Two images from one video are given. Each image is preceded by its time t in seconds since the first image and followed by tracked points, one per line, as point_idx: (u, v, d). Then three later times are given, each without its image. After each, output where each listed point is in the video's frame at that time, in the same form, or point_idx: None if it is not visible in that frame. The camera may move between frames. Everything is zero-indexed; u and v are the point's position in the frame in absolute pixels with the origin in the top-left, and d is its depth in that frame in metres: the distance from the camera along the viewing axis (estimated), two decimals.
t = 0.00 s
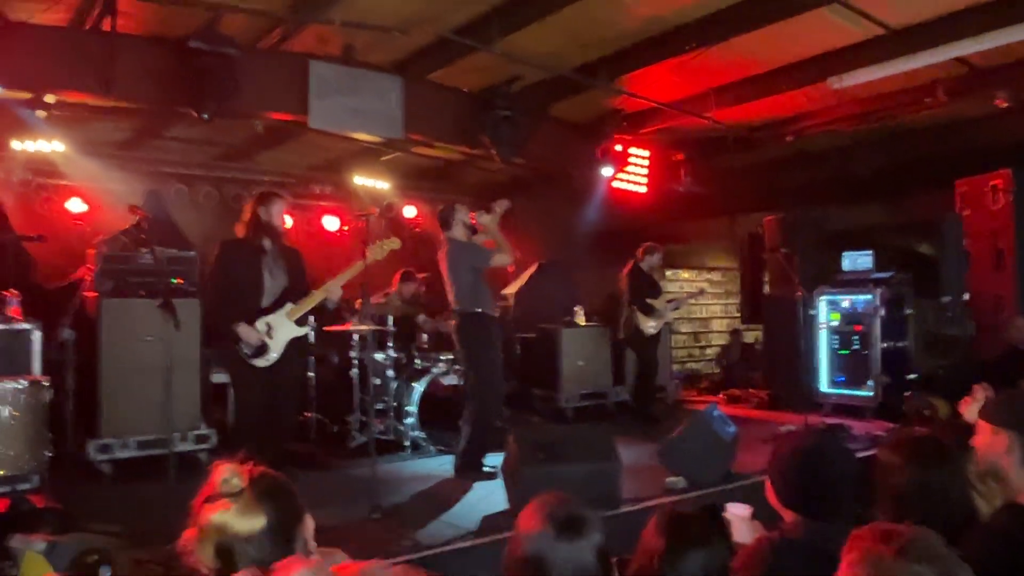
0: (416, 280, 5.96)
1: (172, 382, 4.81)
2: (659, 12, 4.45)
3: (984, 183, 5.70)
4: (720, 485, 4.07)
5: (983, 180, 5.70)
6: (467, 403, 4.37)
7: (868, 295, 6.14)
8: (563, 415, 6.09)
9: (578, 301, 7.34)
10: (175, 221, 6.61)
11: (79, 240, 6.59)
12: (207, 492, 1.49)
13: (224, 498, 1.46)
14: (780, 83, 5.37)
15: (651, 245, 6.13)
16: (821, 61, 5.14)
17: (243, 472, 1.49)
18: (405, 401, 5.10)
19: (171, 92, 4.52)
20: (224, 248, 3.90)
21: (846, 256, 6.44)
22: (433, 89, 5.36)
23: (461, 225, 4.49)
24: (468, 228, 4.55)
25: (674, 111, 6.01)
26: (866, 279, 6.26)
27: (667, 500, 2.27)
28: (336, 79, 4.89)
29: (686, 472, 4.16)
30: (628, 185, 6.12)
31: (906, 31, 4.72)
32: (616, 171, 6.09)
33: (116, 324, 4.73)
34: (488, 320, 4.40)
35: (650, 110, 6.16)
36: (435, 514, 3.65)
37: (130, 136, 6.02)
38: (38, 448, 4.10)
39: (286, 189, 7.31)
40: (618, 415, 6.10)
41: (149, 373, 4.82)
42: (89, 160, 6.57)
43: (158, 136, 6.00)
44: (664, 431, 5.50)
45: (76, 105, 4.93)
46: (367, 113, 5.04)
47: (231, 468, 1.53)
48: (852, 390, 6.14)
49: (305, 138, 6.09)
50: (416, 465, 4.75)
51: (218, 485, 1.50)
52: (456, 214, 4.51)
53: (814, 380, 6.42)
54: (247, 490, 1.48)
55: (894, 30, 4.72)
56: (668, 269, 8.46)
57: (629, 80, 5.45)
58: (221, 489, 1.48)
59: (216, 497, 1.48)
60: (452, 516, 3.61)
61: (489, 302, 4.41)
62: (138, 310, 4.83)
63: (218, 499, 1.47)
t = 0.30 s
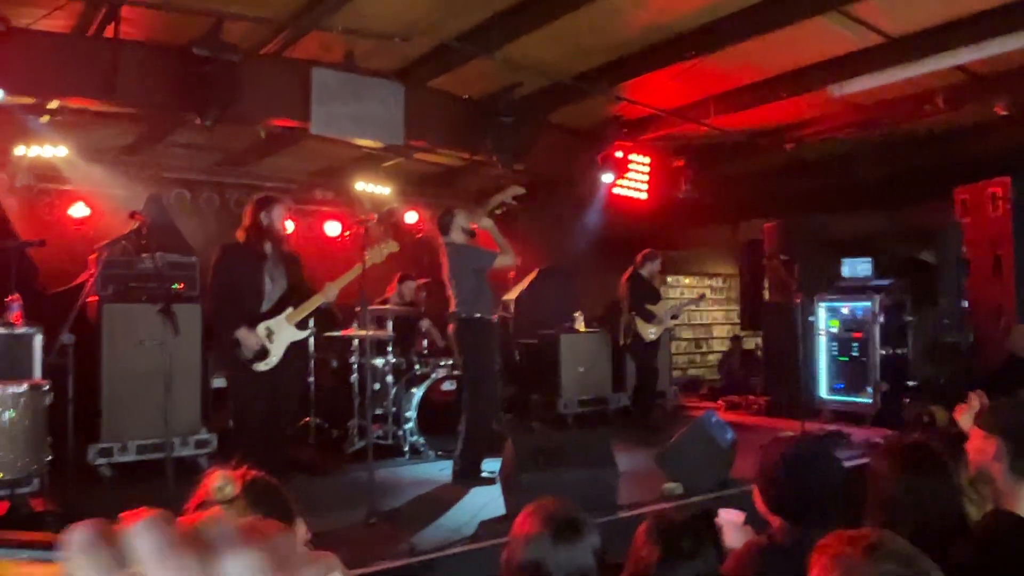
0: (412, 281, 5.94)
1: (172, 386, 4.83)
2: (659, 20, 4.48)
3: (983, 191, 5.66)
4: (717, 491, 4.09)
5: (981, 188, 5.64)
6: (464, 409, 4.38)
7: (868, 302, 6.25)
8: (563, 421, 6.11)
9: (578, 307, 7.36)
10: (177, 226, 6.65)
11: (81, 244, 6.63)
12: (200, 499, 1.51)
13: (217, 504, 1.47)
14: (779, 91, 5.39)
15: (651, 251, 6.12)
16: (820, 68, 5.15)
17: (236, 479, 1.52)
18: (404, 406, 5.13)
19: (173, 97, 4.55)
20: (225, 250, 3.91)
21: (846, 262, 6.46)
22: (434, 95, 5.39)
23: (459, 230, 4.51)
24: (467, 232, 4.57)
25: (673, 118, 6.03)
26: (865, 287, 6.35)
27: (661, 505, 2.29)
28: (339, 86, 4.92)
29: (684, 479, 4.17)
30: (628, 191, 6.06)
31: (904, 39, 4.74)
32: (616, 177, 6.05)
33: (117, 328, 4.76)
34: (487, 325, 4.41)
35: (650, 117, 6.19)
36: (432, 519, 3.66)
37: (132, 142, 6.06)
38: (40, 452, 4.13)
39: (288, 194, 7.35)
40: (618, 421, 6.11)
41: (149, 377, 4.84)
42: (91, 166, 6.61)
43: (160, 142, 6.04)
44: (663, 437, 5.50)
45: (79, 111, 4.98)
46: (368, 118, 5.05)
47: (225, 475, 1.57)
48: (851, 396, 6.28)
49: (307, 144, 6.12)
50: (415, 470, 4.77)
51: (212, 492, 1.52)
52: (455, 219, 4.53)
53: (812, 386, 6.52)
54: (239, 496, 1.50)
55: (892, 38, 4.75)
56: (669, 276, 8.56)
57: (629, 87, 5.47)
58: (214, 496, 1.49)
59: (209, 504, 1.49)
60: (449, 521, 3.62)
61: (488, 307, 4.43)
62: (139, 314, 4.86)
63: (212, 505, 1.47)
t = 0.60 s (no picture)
0: (421, 283, 6.01)
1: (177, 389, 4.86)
2: (663, 26, 4.50)
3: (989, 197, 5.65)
4: (717, 496, 4.13)
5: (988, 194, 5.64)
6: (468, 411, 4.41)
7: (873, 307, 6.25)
8: (566, 425, 6.12)
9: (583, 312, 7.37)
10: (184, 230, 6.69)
11: (89, 247, 6.69)
12: (198, 501, 1.54)
13: (215, 504, 1.50)
14: (783, 96, 5.40)
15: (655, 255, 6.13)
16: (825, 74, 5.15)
17: (234, 480, 1.55)
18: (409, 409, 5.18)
19: (181, 102, 4.60)
20: (231, 256, 3.92)
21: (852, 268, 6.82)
22: (439, 100, 5.43)
23: (466, 235, 4.53)
24: (474, 236, 4.59)
25: (678, 124, 6.04)
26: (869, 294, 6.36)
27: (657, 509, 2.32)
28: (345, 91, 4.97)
29: (686, 484, 4.21)
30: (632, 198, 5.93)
31: (908, 45, 4.74)
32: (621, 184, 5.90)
33: (124, 331, 4.80)
34: (492, 330, 4.43)
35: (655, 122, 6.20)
36: (434, 522, 3.68)
37: (140, 146, 6.11)
38: (47, 454, 4.17)
39: (294, 199, 7.39)
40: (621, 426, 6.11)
41: (156, 379, 4.86)
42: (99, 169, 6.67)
43: (168, 146, 6.08)
44: (667, 442, 5.51)
45: (87, 116, 5.03)
46: (373, 124, 5.08)
47: (223, 475, 1.59)
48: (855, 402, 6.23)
49: (314, 149, 6.16)
50: (419, 473, 4.79)
51: (210, 493, 1.55)
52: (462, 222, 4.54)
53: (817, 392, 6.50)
54: (237, 495, 1.53)
55: (896, 45, 4.75)
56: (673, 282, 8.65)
57: (634, 92, 5.48)
58: (213, 496, 1.52)
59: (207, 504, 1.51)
60: (452, 523, 3.64)
61: (494, 312, 4.45)
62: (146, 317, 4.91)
63: (209, 505, 1.50)
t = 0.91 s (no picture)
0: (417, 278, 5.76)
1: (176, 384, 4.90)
2: (664, 24, 4.51)
3: (987, 198, 5.67)
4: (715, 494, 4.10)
5: (986, 194, 5.64)
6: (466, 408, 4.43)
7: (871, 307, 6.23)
8: (565, 423, 6.13)
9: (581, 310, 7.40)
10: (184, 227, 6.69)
11: (89, 243, 6.69)
12: (199, 482, 1.69)
13: (214, 486, 1.65)
14: (785, 96, 5.40)
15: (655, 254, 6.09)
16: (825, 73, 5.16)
17: (231, 465, 1.67)
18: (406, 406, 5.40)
19: (182, 99, 4.62)
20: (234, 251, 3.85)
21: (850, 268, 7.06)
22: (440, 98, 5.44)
23: (465, 233, 4.56)
24: (474, 234, 4.64)
25: (677, 123, 6.05)
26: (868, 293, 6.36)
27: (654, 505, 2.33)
28: (343, 89, 4.94)
29: (684, 483, 4.18)
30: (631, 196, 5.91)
31: (909, 46, 4.76)
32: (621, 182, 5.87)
33: (124, 325, 4.85)
34: (493, 326, 4.53)
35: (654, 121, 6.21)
36: (434, 517, 3.69)
37: (142, 142, 6.11)
38: (43, 447, 4.16)
39: (295, 195, 7.39)
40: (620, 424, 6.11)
41: (155, 374, 4.92)
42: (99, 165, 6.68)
43: (169, 142, 6.09)
44: (665, 440, 5.52)
45: (89, 112, 5.05)
46: (374, 120, 5.07)
47: (222, 459, 1.74)
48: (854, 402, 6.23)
49: (315, 146, 6.17)
50: (417, 470, 4.79)
51: (210, 474, 1.69)
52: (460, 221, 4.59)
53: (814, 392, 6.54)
54: (232, 478, 1.66)
55: (896, 45, 4.76)
56: (672, 282, 8.65)
57: (634, 90, 5.48)
58: (211, 479, 1.66)
59: (207, 486, 1.66)
60: (450, 520, 3.65)
61: (495, 308, 4.55)
62: (145, 312, 4.95)
63: (208, 487, 1.65)
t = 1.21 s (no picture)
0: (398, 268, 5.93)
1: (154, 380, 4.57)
2: (644, 17, 4.49)
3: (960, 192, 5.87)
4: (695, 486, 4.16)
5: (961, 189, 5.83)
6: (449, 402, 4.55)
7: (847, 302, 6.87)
8: (544, 416, 6.14)
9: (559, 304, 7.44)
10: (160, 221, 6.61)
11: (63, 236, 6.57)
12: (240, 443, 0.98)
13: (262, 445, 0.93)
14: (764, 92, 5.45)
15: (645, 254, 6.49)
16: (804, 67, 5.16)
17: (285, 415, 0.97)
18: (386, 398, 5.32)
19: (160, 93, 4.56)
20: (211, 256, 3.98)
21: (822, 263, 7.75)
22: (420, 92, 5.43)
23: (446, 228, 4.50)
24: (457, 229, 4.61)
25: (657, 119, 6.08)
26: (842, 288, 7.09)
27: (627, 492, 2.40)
28: (326, 83, 4.95)
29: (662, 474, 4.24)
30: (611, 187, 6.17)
31: (887, 44, 4.82)
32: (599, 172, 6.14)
33: (104, 322, 4.62)
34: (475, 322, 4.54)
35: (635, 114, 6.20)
36: (417, 511, 3.72)
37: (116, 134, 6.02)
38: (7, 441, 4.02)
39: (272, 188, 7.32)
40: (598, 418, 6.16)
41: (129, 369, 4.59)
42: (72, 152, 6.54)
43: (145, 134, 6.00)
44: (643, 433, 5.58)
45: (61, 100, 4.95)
46: (355, 114, 5.14)
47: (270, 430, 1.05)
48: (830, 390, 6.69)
49: (293, 136, 6.10)
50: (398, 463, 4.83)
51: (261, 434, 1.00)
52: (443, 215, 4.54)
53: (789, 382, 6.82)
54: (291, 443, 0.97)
55: (875, 42, 4.83)
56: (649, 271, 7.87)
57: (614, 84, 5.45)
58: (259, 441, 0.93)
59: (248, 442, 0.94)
60: (431, 514, 3.65)
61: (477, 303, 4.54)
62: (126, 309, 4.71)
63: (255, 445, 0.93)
